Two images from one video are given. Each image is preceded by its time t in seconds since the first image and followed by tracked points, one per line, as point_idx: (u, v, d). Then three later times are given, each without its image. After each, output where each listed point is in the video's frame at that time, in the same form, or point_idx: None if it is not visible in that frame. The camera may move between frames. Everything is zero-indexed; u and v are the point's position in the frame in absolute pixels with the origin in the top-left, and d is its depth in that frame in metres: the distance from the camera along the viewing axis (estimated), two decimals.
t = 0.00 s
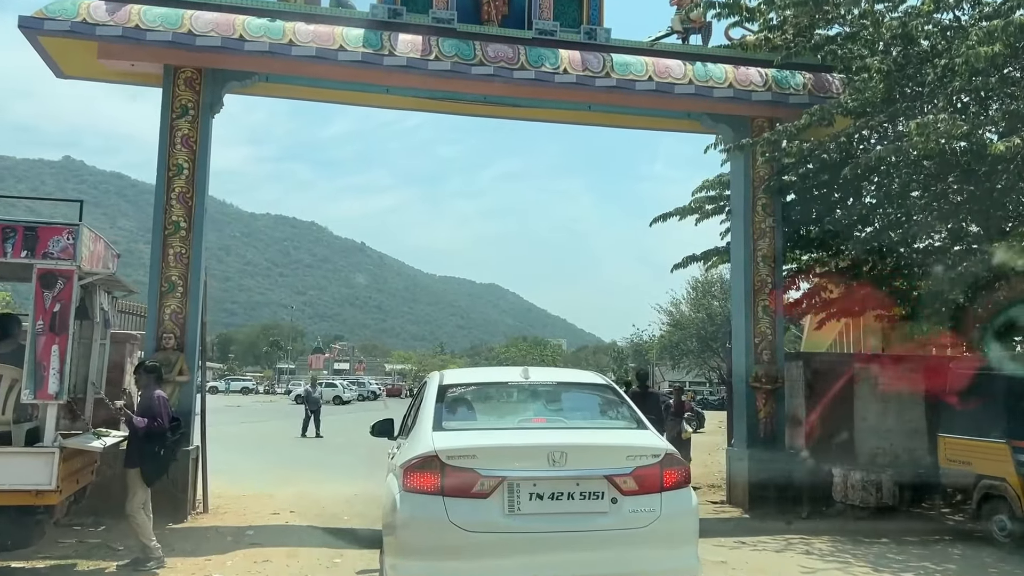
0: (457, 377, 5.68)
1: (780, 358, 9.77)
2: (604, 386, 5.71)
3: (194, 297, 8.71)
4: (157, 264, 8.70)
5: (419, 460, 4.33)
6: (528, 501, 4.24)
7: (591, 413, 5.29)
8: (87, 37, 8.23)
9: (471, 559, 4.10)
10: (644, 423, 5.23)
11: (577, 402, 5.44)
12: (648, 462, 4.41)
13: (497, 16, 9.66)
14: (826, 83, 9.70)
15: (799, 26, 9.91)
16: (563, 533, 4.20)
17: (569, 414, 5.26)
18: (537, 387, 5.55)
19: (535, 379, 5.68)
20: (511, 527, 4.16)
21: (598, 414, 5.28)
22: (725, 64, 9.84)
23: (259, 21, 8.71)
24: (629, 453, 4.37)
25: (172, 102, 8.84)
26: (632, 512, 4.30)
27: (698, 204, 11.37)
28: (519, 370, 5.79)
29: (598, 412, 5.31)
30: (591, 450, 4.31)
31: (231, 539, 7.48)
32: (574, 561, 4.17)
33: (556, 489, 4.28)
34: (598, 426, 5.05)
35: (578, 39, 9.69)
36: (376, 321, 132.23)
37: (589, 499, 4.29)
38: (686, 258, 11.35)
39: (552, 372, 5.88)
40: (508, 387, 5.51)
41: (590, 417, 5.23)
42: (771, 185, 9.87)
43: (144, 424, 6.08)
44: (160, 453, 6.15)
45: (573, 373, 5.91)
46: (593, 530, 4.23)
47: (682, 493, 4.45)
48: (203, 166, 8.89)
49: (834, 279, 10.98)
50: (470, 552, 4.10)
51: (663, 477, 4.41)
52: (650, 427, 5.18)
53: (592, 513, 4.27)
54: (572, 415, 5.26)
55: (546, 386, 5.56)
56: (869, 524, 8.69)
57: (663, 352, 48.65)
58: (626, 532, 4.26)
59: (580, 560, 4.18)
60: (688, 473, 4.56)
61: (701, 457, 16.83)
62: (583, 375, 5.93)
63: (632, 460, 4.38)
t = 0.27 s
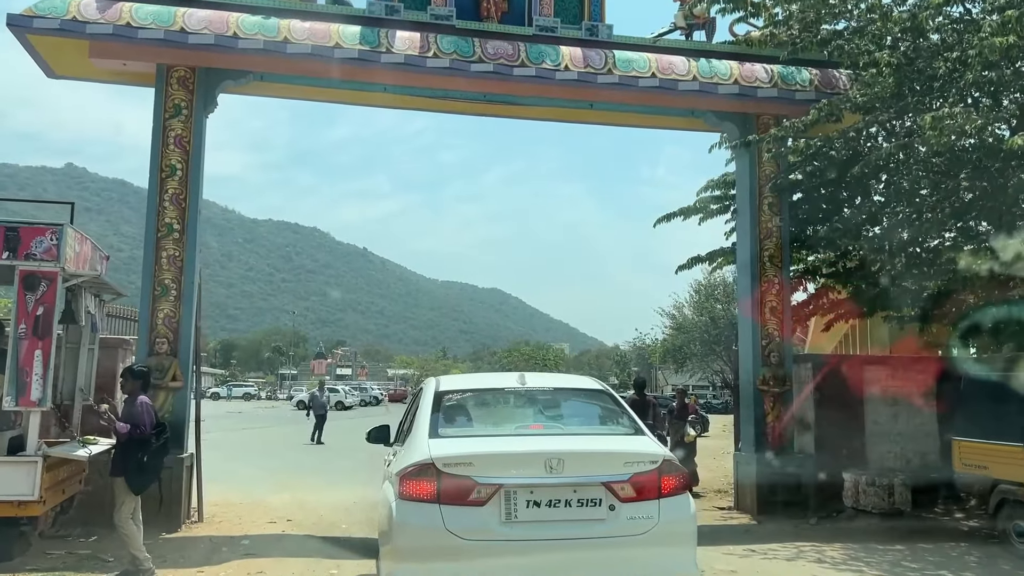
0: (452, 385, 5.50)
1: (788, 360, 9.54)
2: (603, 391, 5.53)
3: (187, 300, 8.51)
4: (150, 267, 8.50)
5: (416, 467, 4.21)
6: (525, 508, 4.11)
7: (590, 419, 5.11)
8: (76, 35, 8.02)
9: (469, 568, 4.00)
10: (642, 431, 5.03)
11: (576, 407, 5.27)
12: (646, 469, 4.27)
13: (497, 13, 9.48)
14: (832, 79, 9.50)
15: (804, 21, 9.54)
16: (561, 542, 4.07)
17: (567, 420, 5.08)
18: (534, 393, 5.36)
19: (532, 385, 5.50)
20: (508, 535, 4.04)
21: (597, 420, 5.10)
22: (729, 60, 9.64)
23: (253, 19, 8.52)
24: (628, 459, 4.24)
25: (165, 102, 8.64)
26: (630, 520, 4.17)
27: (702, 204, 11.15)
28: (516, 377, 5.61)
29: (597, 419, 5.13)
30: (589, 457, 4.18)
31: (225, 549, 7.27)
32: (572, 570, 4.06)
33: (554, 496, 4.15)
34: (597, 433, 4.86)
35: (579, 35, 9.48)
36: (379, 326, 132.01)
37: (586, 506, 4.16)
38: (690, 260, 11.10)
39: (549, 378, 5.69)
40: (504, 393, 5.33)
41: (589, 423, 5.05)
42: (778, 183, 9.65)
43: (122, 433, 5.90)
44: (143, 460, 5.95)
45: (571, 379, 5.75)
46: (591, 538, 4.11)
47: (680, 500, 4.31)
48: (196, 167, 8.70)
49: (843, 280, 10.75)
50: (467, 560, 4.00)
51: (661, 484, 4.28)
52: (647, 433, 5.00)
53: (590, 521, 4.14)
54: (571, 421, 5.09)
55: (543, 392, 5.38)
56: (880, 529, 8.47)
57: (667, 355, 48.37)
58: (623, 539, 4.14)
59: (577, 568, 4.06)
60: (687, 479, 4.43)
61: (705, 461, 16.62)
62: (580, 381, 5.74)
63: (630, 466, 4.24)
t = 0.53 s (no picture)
0: (446, 395, 5.39)
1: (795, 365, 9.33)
2: (597, 399, 5.44)
3: (180, 306, 8.31)
4: (141, 273, 8.29)
5: (410, 476, 4.14)
6: (519, 517, 4.04)
7: (583, 429, 5.03)
8: (65, 36, 7.84)
9: None
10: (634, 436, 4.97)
11: (570, 417, 5.18)
12: (639, 477, 4.20)
13: (496, 13, 9.29)
14: (838, 77, 9.34)
15: (809, 19, 9.38)
16: (554, 550, 3.99)
17: (561, 430, 5.00)
18: (528, 402, 5.26)
19: (525, 394, 5.40)
20: (502, 544, 3.96)
21: (591, 429, 5.02)
22: (733, 60, 9.46)
23: (246, 19, 8.33)
24: (619, 467, 4.17)
25: (157, 104, 8.45)
26: (623, 528, 4.09)
27: (707, 206, 10.94)
28: (509, 386, 5.51)
29: (592, 428, 5.05)
30: (581, 464, 4.12)
31: (218, 563, 7.06)
32: None
33: (547, 504, 4.08)
34: (592, 442, 4.74)
35: (580, 35, 9.30)
36: (380, 334, 131.72)
37: (579, 514, 4.08)
38: (694, 263, 10.88)
39: (543, 387, 5.60)
40: (498, 403, 5.22)
41: (583, 433, 4.97)
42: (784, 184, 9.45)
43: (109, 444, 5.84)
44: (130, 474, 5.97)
45: (564, 388, 5.69)
46: (584, 546, 4.02)
47: (674, 507, 4.25)
48: (189, 170, 8.49)
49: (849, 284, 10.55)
50: (461, 570, 3.90)
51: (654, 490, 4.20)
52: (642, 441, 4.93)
53: (582, 529, 4.06)
54: (565, 431, 5.00)
55: (537, 401, 5.28)
56: (891, 538, 8.25)
57: (669, 362, 48.09)
58: (617, 548, 4.05)
59: None
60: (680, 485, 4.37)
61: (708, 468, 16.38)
62: (573, 391, 5.67)
63: (622, 474, 4.18)
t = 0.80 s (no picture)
0: (441, 403, 5.38)
1: (802, 370, 9.09)
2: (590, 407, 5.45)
3: (170, 312, 8.08)
4: (131, 278, 8.06)
5: (405, 482, 4.25)
6: (513, 522, 4.16)
7: (574, 435, 5.03)
8: (51, 36, 7.63)
9: None
10: (626, 441, 4.98)
11: (563, 423, 5.17)
12: (632, 482, 4.32)
13: (495, 11, 9.09)
14: (845, 76, 9.11)
15: (815, 16, 9.14)
16: (547, 554, 4.11)
17: (553, 436, 4.99)
18: (521, 410, 5.26)
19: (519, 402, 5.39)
20: (496, 548, 4.09)
21: (583, 435, 5.02)
22: (737, 58, 9.25)
23: (238, 17, 8.13)
24: (612, 472, 4.29)
25: (146, 106, 8.23)
26: (614, 532, 4.23)
27: (711, 208, 10.71)
28: (503, 394, 5.50)
29: (583, 433, 5.06)
30: (573, 470, 4.24)
31: None
32: None
33: (540, 509, 4.20)
34: (584, 449, 4.79)
35: (580, 34, 9.08)
36: (381, 343, 131.40)
37: (572, 519, 4.21)
38: (698, 268, 10.63)
39: (537, 395, 5.59)
40: (491, 410, 5.22)
41: (574, 439, 4.97)
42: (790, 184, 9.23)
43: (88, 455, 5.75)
44: (111, 486, 5.88)
45: (556, 394, 5.70)
46: (577, 550, 4.16)
47: (664, 512, 4.39)
48: (180, 172, 8.26)
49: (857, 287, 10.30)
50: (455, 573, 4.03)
51: (646, 496, 4.34)
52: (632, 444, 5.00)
53: (576, 533, 4.19)
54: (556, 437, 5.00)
55: (529, 407, 5.27)
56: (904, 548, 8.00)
57: (671, 369, 47.79)
58: (609, 551, 4.18)
59: None
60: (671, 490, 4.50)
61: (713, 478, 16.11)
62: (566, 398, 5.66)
63: (614, 479, 4.30)
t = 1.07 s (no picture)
0: (438, 419, 5.44)
1: (813, 384, 8.85)
2: (582, 422, 5.56)
3: (163, 328, 7.85)
4: (122, 293, 7.84)
5: (403, 496, 4.29)
6: (510, 535, 4.20)
7: (567, 450, 5.11)
8: (40, 46, 7.46)
9: None
10: (619, 457, 5.12)
11: (558, 437, 5.25)
12: (626, 494, 4.38)
13: (494, 19, 8.92)
14: (852, 82, 8.94)
15: (822, 20, 8.98)
16: (545, 567, 4.16)
17: (546, 451, 5.09)
18: (517, 425, 5.32)
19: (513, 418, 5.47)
20: (495, 561, 4.13)
21: (576, 450, 5.11)
22: (742, 64, 9.06)
23: (232, 26, 7.96)
24: (607, 485, 4.34)
25: (138, 116, 8.05)
26: (610, 545, 4.28)
27: (716, 218, 10.50)
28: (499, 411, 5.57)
29: (578, 448, 5.16)
30: (569, 483, 4.29)
31: None
32: None
33: (537, 522, 4.24)
34: (579, 463, 4.87)
35: (582, 41, 8.89)
36: (382, 360, 131.01)
37: (569, 532, 4.26)
38: (704, 278, 10.42)
39: (532, 413, 5.67)
40: (486, 425, 5.29)
41: (568, 455, 5.06)
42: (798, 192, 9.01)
43: (71, 478, 5.70)
44: (95, 511, 5.78)
45: (549, 411, 5.77)
46: (574, 562, 4.20)
47: (658, 524, 4.45)
48: (172, 185, 8.06)
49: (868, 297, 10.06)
50: None
51: (640, 508, 4.40)
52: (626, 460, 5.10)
53: (573, 546, 4.23)
54: (548, 452, 5.08)
55: (524, 422, 5.36)
56: (925, 567, 7.68)
57: (674, 383, 47.46)
58: (606, 564, 4.24)
59: None
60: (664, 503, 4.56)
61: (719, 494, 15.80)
62: (560, 415, 5.74)
63: (609, 492, 4.35)
